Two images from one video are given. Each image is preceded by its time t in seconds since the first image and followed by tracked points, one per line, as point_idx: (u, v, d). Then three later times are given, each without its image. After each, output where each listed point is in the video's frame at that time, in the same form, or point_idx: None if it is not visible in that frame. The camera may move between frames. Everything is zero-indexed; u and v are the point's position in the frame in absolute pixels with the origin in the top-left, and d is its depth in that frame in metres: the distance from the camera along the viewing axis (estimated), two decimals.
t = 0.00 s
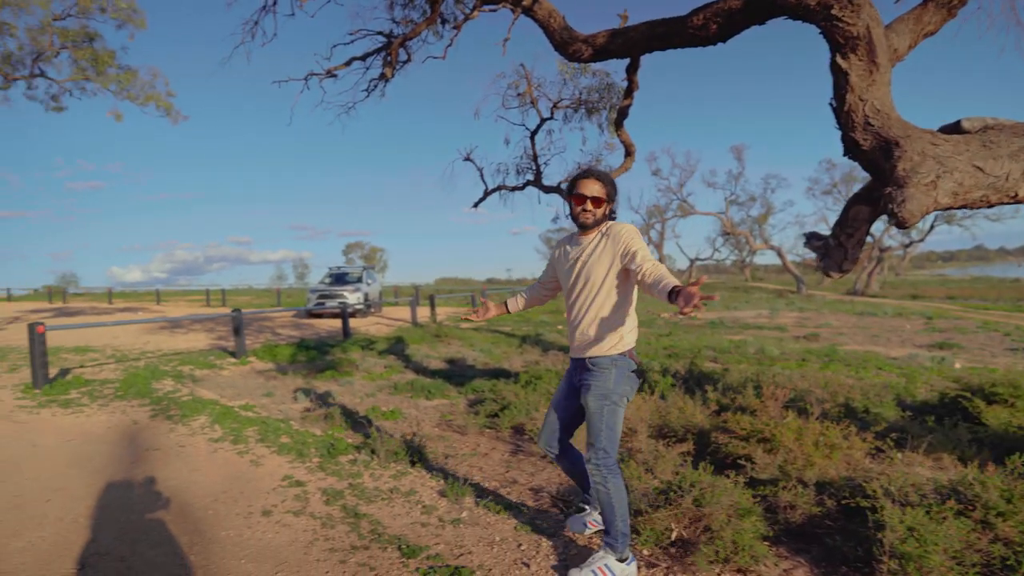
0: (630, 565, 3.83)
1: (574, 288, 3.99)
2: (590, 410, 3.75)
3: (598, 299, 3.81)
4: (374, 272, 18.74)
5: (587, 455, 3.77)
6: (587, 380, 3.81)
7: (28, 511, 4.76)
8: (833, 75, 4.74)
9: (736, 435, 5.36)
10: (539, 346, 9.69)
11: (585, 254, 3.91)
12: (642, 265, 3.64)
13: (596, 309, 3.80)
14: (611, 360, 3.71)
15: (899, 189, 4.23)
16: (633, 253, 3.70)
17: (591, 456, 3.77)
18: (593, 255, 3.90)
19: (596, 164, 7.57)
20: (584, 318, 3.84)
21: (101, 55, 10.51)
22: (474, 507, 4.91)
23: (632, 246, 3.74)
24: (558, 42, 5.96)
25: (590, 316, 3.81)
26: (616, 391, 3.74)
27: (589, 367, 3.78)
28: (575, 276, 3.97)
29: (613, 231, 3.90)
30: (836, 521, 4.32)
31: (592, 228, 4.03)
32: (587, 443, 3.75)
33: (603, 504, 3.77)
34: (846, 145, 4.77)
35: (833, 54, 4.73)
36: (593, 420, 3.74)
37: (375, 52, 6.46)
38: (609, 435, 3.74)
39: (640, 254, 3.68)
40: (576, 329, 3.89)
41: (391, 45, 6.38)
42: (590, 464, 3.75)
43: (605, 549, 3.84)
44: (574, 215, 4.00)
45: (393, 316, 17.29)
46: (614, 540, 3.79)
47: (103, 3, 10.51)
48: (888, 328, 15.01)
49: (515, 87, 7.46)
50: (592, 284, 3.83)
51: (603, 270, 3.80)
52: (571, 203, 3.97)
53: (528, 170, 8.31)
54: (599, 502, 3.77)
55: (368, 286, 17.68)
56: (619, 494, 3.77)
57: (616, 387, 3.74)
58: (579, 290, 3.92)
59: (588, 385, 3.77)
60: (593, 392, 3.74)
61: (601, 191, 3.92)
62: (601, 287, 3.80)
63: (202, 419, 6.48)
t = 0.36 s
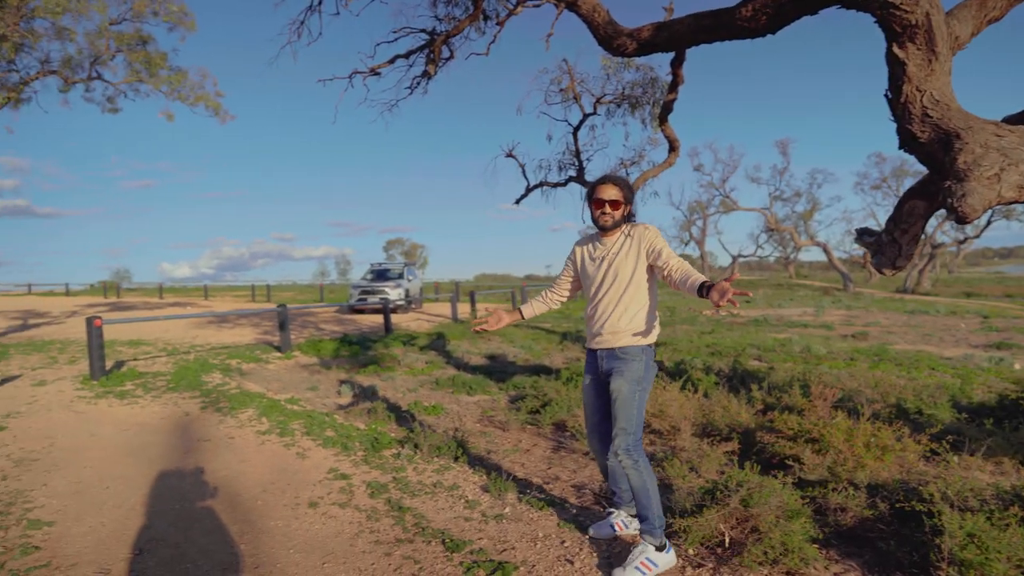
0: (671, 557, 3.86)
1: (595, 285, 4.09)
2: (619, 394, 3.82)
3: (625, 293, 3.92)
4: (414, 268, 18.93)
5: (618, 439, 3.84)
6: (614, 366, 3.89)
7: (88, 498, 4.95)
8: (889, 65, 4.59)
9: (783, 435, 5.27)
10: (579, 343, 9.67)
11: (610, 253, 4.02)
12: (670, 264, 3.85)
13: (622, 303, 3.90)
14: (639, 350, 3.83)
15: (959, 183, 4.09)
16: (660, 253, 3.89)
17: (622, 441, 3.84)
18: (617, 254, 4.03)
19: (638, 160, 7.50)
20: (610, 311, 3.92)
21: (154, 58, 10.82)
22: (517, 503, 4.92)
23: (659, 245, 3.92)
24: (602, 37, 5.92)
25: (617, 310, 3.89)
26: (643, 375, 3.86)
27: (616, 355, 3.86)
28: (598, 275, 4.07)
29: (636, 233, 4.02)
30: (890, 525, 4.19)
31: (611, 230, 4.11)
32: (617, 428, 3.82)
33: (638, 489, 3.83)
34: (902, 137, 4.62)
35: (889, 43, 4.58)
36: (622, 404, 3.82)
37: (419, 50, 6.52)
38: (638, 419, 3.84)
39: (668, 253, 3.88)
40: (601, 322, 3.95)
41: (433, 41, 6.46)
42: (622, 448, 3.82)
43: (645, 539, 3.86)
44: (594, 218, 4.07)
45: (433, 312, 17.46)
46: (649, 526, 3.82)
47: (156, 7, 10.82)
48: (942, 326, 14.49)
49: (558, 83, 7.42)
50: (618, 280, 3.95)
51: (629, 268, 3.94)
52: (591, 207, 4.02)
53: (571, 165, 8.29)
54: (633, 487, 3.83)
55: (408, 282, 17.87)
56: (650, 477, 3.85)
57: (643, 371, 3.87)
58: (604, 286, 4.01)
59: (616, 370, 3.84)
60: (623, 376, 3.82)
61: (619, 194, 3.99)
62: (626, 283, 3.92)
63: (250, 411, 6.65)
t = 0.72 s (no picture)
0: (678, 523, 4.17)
1: (622, 277, 4.07)
2: (649, 378, 3.81)
3: (652, 283, 3.90)
4: (444, 264, 19.03)
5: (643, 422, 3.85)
6: (645, 350, 3.87)
7: (132, 488, 5.08)
8: (935, 54, 4.46)
9: (822, 433, 5.19)
10: (611, 338, 9.63)
11: (634, 244, 4.01)
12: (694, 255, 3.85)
13: (650, 293, 3.88)
14: (671, 337, 3.83)
15: (1009, 175, 4.03)
16: (685, 243, 3.89)
17: (647, 424, 3.86)
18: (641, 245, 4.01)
19: (672, 154, 7.42)
20: (639, 301, 3.90)
21: (191, 58, 11.04)
22: (551, 499, 4.93)
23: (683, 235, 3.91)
24: (636, 30, 5.86)
25: (646, 299, 3.87)
26: (674, 360, 3.85)
27: (648, 341, 3.85)
28: (624, 266, 4.06)
29: (659, 224, 4.01)
30: (935, 526, 4.08)
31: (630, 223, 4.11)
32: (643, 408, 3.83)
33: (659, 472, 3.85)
34: (948, 127, 4.49)
35: (935, 31, 4.43)
36: (651, 388, 3.81)
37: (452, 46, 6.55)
38: (664, 403, 3.84)
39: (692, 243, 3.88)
40: (630, 312, 3.93)
41: (466, 36, 6.49)
42: (648, 432, 3.84)
43: (657, 514, 4.09)
44: (612, 212, 4.06)
45: (464, 307, 17.54)
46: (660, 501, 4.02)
47: (193, 8, 11.03)
48: (986, 323, 14.06)
49: (590, 78, 7.39)
50: (645, 271, 3.93)
51: (655, 259, 3.92)
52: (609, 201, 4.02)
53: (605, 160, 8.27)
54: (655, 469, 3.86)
55: (439, 278, 17.97)
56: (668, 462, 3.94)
57: (674, 356, 3.85)
58: (630, 277, 3.99)
59: (648, 354, 3.83)
60: (654, 360, 3.81)
61: (635, 186, 3.97)
62: (653, 273, 3.91)
63: (286, 405, 6.77)
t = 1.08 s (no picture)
0: (704, 516, 4.36)
1: (639, 276, 4.05)
2: (671, 376, 3.83)
3: (669, 283, 3.87)
4: (467, 260, 19.12)
5: (663, 417, 3.92)
6: (666, 347, 3.87)
7: (164, 480, 5.19)
8: (971, 43, 4.36)
9: (851, 430, 5.12)
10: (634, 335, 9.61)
11: (648, 243, 3.97)
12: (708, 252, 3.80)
13: (668, 293, 3.86)
14: (692, 334, 3.83)
15: None
16: (699, 240, 3.83)
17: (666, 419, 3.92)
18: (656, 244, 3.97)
19: (697, 149, 7.36)
20: (657, 301, 3.88)
21: (218, 57, 11.20)
22: (576, 494, 4.94)
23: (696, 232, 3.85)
24: (661, 24, 5.83)
25: (665, 299, 3.85)
26: (695, 358, 3.86)
27: (669, 338, 3.84)
28: (640, 266, 4.04)
29: (673, 220, 3.96)
30: (969, 525, 4.01)
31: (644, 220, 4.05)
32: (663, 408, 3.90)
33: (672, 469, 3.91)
34: (984, 118, 4.41)
35: (971, 19, 4.34)
36: (671, 386, 3.84)
37: (476, 43, 6.57)
38: (684, 401, 3.88)
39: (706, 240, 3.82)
40: (650, 311, 3.92)
41: (490, 33, 6.53)
42: (667, 428, 3.91)
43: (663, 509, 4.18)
44: (625, 211, 4.02)
45: (487, 303, 17.61)
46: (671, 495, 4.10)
47: (221, 8, 11.19)
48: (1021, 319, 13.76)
49: (614, 73, 7.36)
50: (661, 271, 3.90)
51: (670, 258, 3.89)
52: (621, 201, 3.97)
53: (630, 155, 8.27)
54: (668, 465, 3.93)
55: (462, 274, 18.04)
56: (683, 458, 4.02)
57: (695, 354, 3.86)
58: (648, 276, 3.97)
59: (669, 351, 3.83)
60: (675, 359, 3.81)
61: (646, 184, 3.91)
62: (669, 272, 3.88)
63: (313, 400, 6.86)
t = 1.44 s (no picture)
0: (728, 513, 4.34)
1: (642, 275, 4.05)
2: (682, 379, 3.83)
3: (667, 284, 3.85)
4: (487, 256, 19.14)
5: (680, 420, 3.91)
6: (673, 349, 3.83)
7: (191, 474, 5.27)
8: (1004, 33, 4.26)
9: (878, 428, 5.05)
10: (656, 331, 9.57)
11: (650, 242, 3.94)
12: (704, 254, 3.75)
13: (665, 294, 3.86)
14: (701, 333, 3.73)
15: None
16: (698, 239, 3.77)
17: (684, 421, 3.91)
18: (657, 243, 3.94)
19: (719, 143, 7.29)
20: (656, 303, 3.88)
21: (241, 56, 11.30)
22: (599, 490, 4.93)
23: (695, 233, 3.79)
24: (684, 18, 5.77)
25: (663, 302, 3.85)
26: (704, 358, 3.82)
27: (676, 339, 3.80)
28: (643, 264, 4.02)
29: (679, 215, 3.91)
30: (1001, 525, 3.93)
31: (657, 212, 3.98)
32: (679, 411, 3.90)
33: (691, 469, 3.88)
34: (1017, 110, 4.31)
35: (1004, 8, 4.24)
36: (684, 388, 3.84)
37: (496, 39, 6.57)
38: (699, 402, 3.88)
39: (704, 241, 3.76)
40: (651, 312, 3.93)
41: (511, 29, 6.52)
42: (684, 430, 3.89)
43: (684, 509, 4.12)
44: (638, 200, 3.94)
45: (506, 299, 17.62)
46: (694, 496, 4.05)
47: (243, 8, 11.29)
48: None
49: (635, 68, 7.31)
50: (660, 271, 3.88)
51: (669, 258, 3.85)
52: (634, 190, 3.90)
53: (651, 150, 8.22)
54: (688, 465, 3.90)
55: (482, 270, 18.06)
56: (702, 457, 4.01)
57: (704, 353, 3.83)
58: (651, 275, 3.96)
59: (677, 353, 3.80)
60: (684, 361, 3.79)
61: (661, 174, 3.85)
62: (669, 272, 3.85)
63: (336, 395, 6.92)
